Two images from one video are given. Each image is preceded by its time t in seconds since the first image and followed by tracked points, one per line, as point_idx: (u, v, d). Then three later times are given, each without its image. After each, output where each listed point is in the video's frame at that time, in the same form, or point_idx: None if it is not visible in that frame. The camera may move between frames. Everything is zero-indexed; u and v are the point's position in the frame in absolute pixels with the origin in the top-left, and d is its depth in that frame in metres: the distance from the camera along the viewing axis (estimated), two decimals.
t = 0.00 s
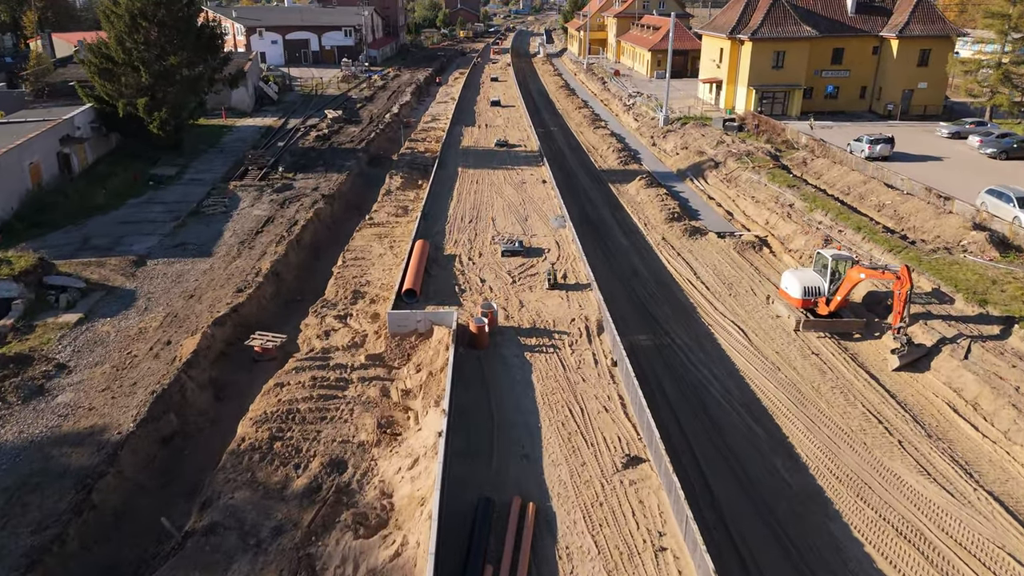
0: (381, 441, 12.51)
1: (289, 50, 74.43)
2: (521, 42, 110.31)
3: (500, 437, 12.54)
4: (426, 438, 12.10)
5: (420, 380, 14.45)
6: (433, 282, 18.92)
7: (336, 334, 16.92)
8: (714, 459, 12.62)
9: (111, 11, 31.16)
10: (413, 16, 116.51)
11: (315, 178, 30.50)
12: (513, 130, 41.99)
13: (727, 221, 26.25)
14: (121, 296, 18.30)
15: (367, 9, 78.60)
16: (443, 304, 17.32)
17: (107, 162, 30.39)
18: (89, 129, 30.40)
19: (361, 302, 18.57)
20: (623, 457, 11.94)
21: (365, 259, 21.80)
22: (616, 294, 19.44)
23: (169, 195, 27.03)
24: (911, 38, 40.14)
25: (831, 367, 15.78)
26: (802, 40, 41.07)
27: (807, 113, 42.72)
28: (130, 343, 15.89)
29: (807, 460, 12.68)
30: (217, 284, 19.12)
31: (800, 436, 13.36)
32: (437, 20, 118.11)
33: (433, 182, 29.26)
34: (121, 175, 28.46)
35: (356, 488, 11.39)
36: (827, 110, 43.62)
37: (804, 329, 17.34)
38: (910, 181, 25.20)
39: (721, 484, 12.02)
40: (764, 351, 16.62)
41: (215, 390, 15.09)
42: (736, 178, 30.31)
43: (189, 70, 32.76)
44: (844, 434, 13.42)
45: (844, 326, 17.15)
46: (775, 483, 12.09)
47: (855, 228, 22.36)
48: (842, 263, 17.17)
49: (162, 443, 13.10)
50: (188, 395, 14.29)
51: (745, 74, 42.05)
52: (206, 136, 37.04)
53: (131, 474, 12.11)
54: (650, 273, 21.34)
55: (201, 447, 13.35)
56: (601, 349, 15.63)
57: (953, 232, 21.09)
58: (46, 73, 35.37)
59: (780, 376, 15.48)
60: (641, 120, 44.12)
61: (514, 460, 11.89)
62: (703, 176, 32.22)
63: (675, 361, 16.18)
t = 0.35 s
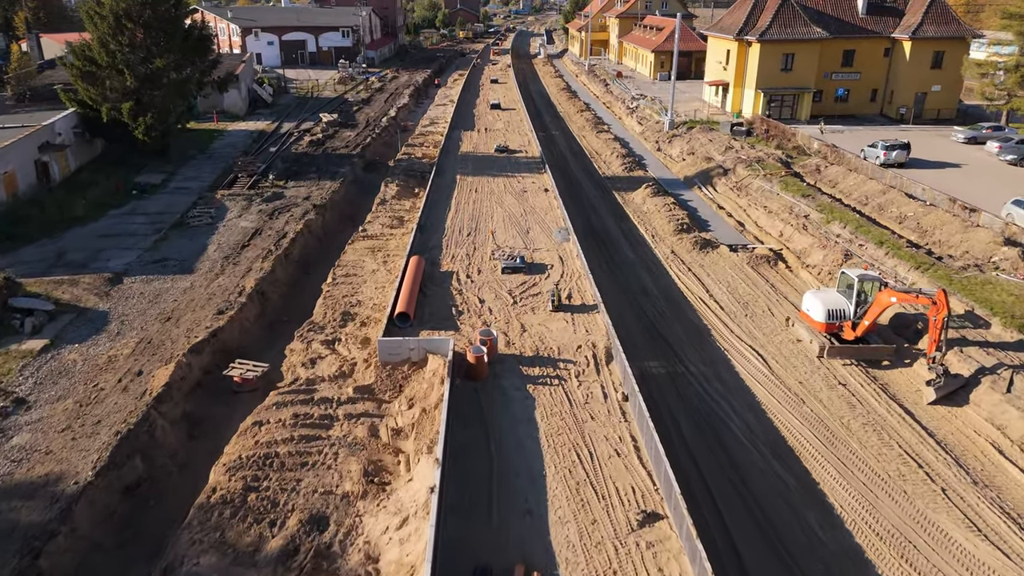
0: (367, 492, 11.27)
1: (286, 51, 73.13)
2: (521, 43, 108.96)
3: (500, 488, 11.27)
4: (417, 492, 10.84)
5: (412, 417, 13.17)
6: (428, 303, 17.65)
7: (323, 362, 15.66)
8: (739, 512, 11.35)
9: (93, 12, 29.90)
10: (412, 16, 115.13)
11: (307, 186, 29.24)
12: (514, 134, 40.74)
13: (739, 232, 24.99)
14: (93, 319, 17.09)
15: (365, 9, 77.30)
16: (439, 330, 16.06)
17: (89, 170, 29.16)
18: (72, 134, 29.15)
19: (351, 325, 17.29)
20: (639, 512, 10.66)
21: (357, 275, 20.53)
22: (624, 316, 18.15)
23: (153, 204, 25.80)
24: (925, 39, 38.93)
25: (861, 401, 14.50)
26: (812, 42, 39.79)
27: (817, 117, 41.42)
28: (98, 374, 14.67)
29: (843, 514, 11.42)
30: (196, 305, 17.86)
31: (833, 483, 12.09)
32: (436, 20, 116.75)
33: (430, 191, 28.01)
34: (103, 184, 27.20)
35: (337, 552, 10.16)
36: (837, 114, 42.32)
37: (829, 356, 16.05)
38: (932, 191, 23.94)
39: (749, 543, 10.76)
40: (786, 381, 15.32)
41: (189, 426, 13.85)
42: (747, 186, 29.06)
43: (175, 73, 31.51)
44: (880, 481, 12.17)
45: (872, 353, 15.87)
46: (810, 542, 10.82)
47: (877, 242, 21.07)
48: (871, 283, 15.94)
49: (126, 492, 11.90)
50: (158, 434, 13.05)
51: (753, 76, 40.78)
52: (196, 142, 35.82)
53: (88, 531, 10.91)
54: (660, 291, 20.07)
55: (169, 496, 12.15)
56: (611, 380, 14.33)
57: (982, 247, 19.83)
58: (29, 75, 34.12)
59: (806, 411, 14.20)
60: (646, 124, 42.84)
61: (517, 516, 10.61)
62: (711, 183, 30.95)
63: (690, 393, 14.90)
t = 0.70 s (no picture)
0: (350, 557, 10.04)
1: (282, 52, 71.86)
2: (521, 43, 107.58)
3: (502, 551, 10.02)
4: (406, 559, 9.60)
5: (403, 463, 11.92)
6: (423, 326, 16.39)
7: (307, 394, 14.40)
8: None
9: (75, 13, 28.59)
10: (412, 16, 113.74)
11: (298, 195, 27.97)
12: (515, 138, 39.49)
13: (752, 245, 23.73)
14: (60, 345, 15.83)
15: (362, 9, 75.99)
16: (434, 359, 14.80)
17: (71, 178, 27.90)
18: (52, 141, 27.84)
19: (339, 351, 16.00)
20: None
21: (348, 293, 19.25)
22: (634, 341, 16.86)
23: (135, 215, 24.56)
24: (939, 41, 37.68)
25: (897, 440, 13.26)
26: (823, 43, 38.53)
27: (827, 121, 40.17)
28: (59, 410, 13.41)
29: None
30: (172, 329, 16.56)
31: (875, 543, 10.86)
32: (435, 21, 115.41)
33: (427, 201, 26.76)
34: (83, 193, 25.93)
35: None
36: (847, 118, 41.09)
37: (857, 388, 14.78)
38: (955, 202, 22.71)
39: None
40: (813, 416, 14.06)
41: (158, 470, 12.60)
42: (758, 196, 27.79)
43: (162, 76, 30.24)
44: (925, 540, 10.95)
45: (905, 384, 14.61)
46: None
47: (902, 258, 19.82)
48: (903, 308, 14.72)
49: (81, 552, 10.68)
50: (121, 481, 11.81)
51: (761, 79, 39.51)
52: (185, 147, 34.59)
53: None
54: (672, 311, 18.82)
55: (130, 555, 10.92)
56: (623, 417, 13.05)
57: (1015, 265, 18.57)
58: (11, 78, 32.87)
59: (836, 452, 12.93)
60: (650, 128, 41.55)
61: None
62: (720, 192, 29.67)
63: (708, 431, 13.63)
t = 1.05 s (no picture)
0: None
1: (278, 53, 70.64)
2: (521, 44, 106.34)
3: None
4: None
5: (393, 519, 10.66)
6: (418, 354, 15.12)
7: (289, 433, 13.12)
8: None
9: (54, 14, 27.26)
10: (410, 16, 112.49)
11: (289, 205, 26.71)
12: (515, 143, 38.24)
13: (766, 259, 22.46)
14: (22, 376, 14.55)
15: (360, 9, 74.79)
16: (428, 393, 13.54)
17: (50, 187, 26.61)
18: (31, 148, 26.49)
19: (326, 382, 14.73)
20: None
21: (337, 314, 17.97)
22: (645, 370, 15.64)
23: (115, 227, 23.30)
24: (954, 42, 36.41)
25: (941, 488, 12.01)
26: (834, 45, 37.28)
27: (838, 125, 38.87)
28: (12, 454, 12.13)
29: None
30: (144, 357, 15.28)
31: None
32: (434, 21, 114.18)
33: (425, 211, 25.51)
34: (61, 204, 24.66)
35: None
36: (858, 121, 39.84)
37: (892, 426, 13.51)
38: (983, 214, 21.46)
39: None
40: (845, 459, 12.79)
41: (119, 524, 11.34)
42: (770, 206, 26.55)
43: (147, 79, 29.09)
44: None
45: (945, 421, 13.34)
46: None
47: (931, 276, 18.55)
48: (943, 336, 13.41)
49: None
50: (75, 541, 10.55)
51: (770, 81, 38.25)
52: (173, 153, 33.34)
53: None
54: (684, 335, 17.57)
55: None
56: (638, 463, 11.75)
57: None
58: None
59: (875, 501, 11.68)
60: (655, 132, 40.32)
61: None
62: (730, 201, 28.42)
63: (731, 478, 12.35)
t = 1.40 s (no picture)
0: None
1: (274, 54, 69.34)
2: (522, 44, 105.05)
3: None
4: None
5: None
6: (410, 387, 13.83)
7: (266, 480, 11.83)
8: None
9: (32, 15, 25.93)
10: (409, 17, 111.19)
11: (278, 215, 25.42)
12: (516, 148, 36.97)
13: (783, 276, 21.15)
14: None
15: (357, 9, 73.50)
16: (421, 435, 12.27)
17: (27, 196, 25.34)
18: (7, 156, 25.23)
19: (309, 419, 13.43)
20: None
21: (325, 338, 16.68)
22: (658, 402, 14.35)
23: (92, 241, 22.04)
24: (971, 44, 35.12)
25: (996, 548, 10.76)
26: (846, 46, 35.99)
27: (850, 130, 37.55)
28: None
29: None
30: (111, 391, 14.01)
31: None
32: (434, 21, 112.83)
33: (421, 222, 24.24)
34: (37, 215, 23.39)
35: None
36: (871, 125, 38.55)
37: (935, 471, 12.24)
38: (1014, 228, 20.23)
39: None
40: (886, 510, 11.53)
41: None
42: (784, 216, 25.26)
43: (131, 82, 27.82)
44: None
45: (994, 467, 12.08)
46: None
47: (964, 298, 17.31)
48: (992, 373, 12.11)
49: None
50: None
51: (779, 84, 36.96)
52: (159, 160, 32.07)
53: None
54: (699, 360, 16.29)
55: None
56: (657, 521, 10.46)
57: None
58: None
59: (922, 564, 10.45)
60: (661, 137, 39.03)
61: None
62: (742, 211, 27.13)
63: (759, 534, 11.09)
